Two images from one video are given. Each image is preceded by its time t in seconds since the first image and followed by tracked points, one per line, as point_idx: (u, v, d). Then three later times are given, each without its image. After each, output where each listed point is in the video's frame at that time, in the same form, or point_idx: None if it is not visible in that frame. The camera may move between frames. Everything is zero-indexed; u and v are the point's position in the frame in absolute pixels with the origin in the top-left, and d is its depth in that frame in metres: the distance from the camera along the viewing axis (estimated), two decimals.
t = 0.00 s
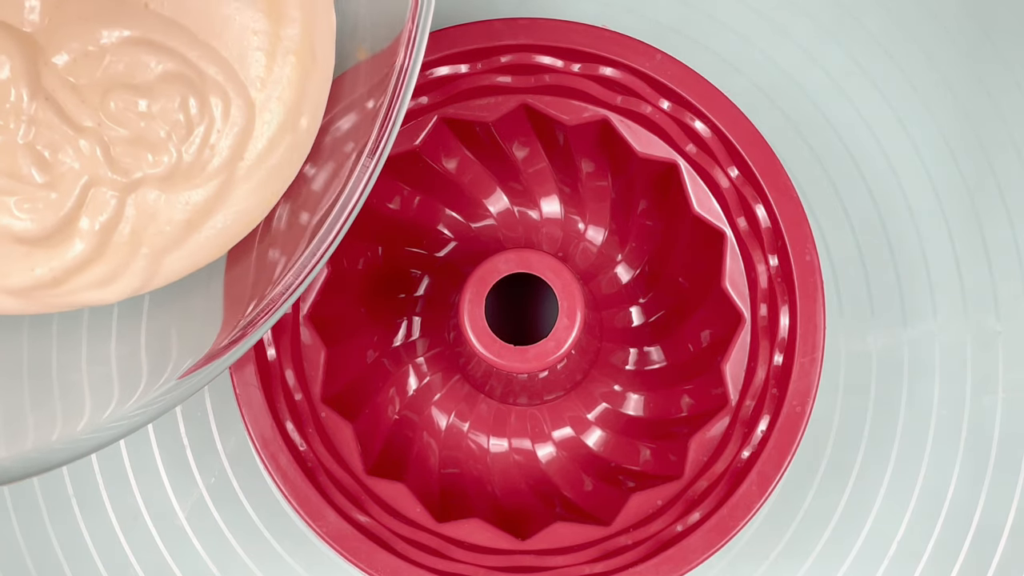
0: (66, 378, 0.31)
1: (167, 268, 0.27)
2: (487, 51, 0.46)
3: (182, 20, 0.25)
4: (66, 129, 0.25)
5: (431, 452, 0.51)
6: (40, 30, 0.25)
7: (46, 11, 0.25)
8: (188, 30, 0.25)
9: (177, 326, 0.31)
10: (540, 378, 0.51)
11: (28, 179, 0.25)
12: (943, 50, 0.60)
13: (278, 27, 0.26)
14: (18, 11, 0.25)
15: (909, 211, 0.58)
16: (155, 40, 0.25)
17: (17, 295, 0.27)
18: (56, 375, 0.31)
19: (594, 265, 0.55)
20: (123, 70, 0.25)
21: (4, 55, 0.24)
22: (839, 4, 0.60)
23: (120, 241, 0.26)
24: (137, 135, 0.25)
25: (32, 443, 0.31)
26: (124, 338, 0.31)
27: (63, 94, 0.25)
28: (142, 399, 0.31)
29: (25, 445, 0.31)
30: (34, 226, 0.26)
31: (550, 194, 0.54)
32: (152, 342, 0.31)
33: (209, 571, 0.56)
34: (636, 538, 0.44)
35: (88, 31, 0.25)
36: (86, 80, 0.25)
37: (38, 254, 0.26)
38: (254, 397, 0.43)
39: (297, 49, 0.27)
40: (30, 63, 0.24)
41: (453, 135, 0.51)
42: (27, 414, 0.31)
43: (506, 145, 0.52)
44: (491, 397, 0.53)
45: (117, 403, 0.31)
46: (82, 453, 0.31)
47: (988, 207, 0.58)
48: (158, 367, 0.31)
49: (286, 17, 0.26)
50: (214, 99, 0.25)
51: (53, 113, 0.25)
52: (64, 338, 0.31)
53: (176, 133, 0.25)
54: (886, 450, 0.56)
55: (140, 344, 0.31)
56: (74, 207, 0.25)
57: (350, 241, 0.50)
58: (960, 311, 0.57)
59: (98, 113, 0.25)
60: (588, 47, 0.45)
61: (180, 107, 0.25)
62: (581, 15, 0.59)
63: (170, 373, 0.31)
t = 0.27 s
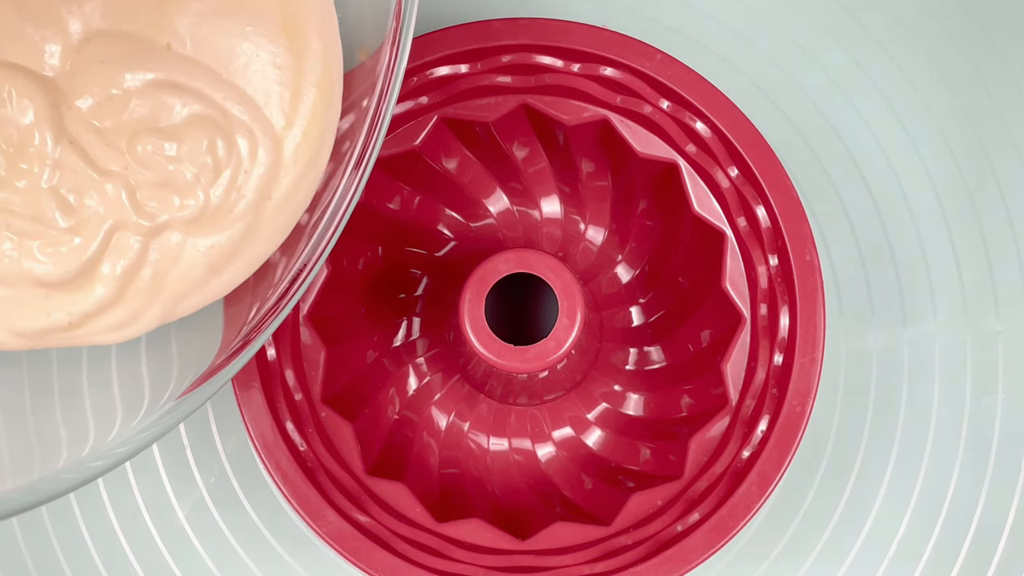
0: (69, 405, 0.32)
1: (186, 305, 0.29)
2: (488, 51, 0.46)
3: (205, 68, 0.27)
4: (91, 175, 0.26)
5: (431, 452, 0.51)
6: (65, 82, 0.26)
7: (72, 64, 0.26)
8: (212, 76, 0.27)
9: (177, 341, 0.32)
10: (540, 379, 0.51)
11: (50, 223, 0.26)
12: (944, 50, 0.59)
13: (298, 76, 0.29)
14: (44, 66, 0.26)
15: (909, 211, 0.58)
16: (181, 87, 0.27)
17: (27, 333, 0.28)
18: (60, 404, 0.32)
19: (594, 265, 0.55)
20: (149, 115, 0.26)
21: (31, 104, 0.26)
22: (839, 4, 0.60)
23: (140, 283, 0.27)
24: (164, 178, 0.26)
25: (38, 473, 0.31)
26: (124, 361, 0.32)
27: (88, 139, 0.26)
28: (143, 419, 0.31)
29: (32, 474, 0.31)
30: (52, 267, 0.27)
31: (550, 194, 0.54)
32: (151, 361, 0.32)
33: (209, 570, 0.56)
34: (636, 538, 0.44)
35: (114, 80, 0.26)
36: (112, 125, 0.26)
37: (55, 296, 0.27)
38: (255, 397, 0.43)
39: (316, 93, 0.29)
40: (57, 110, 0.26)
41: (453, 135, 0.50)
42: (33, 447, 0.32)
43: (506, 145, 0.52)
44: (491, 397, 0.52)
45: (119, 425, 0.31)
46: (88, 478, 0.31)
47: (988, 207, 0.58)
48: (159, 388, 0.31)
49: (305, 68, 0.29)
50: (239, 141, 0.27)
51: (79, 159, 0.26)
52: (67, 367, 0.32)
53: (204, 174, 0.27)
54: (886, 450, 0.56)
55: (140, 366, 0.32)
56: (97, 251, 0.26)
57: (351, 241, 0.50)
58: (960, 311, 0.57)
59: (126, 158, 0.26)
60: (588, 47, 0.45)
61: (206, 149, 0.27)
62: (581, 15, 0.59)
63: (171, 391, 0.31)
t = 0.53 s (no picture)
0: (80, 450, 0.33)
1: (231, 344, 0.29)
2: (488, 51, 0.46)
3: (253, 110, 0.28)
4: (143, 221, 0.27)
5: (431, 452, 0.51)
6: (113, 129, 0.27)
7: (120, 111, 0.27)
8: (260, 117, 0.28)
9: (179, 381, 0.34)
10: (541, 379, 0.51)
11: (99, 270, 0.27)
12: (943, 49, 0.59)
13: (343, 115, 0.30)
14: (92, 114, 0.27)
15: (909, 211, 0.58)
16: (230, 130, 0.27)
17: (71, 375, 0.28)
18: (69, 454, 0.33)
19: (593, 266, 0.55)
20: (198, 158, 0.27)
21: (81, 150, 0.26)
22: (837, 4, 0.60)
23: (186, 325, 0.28)
24: (219, 223, 0.27)
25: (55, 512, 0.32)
26: (131, 406, 0.34)
27: (138, 183, 0.27)
28: (159, 454, 0.33)
29: (47, 515, 0.32)
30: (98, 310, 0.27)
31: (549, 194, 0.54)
32: (158, 402, 0.34)
33: (209, 571, 0.55)
34: (636, 538, 0.44)
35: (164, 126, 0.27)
36: (163, 169, 0.27)
37: (101, 340, 0.28)
38: (256, 398, 0.43)
39: (360, 132, 0.30)
40: (106, 156, 0.27)
41: (453, 135, 0.51)
42: (44, 492, 0.33)
43: (506, 146, 0.52)
44: (491, 397, 0.52)
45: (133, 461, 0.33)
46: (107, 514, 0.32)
47: (988, 206, 0.58)
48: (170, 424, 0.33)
49: (349, 107, 0.30)
50: (289, 182, 0.28)
51: (130, 204, 0.27)
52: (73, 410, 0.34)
53: (256, 216, 0.28)
54: (886, 450, 0.56)
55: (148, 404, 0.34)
56: (144, 296, 0.27)
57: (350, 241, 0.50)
58: (960, 310, 0.57)
59: (178, 203, 0.27)
60: (588, 47, 0.46)
61: (258, 191, 0.28)
62: (580, 15, 0.59)
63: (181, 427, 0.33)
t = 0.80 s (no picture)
0: (91, 484, 0.36)
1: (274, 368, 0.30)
2: (488, 51, 0.46)
3: (302, 139, 0.27)
4: (198, 257, 0.26)
5: (431, 452, 0.51)
6: (161, 162, 0.26)
7: (167, 144, 0.26)
8: (309, 145, 0.27)
9: (184, 411, 0.36)
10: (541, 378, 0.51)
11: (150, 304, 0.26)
12: (943, 49, 0.59)
13: (388, 138, 0.29)
14: (141, 148, 0.26)
15: (909, 211, 0.58)
16: (283, 162, 0.27)
17: (113, 405, 0.28)
18: (81, 485, 0.36)
19: (593, 266, 0.55)
20: (251, 192, 0.27)
21: (132, 185, 0.25)
22: (837, 4, 0.60)
23: (233, 356, 0.28)
24: (274, 255, 0.27)
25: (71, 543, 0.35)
26: (139, 440, 0.37)
27: (191, 217, 0.26)
28: (169, 485, 0.35)
29: (64, 546, 0.35)
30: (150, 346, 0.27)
31: (549, 194, 0.54)
32: (167, 434, 0.37)
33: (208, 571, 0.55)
34: (636, 538, 0.44)
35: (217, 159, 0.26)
36: (216, 202, 0.26)
37: (146, 372, 0.27)
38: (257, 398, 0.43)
39: (401, 155, 0.30)
40: (157, 189, 0.26)
41: (453, 135, 0.51)
42: (59, 523, 0.36)
43: (507, 146, 0.52)
44: (491, 397, 0.52)
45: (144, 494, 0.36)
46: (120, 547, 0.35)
47: (988, 207, 0.58)
48: (177, 456, 0.36)
49: (392, 131, 0.29)
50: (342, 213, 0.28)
51: (185, 241, 0.26)
52: (81, 444, 0.36)
53: (310, 247, 0.27)
54: (886, 450, 0.56)
55: (155, 437, 0.37)
56: (194, 328, 0.27)
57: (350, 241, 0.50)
58: (960, 310, 0.57)
59: (233, 235, 0.26)
60: (588, 47, 0.46)
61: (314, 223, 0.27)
62: (580, 15, 0.59)
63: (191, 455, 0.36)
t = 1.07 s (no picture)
0: (92, 490, 0.36)
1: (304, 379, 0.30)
2: (488, 51, 0.46)
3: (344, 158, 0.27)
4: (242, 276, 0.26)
5: (431, 452, 0.51)
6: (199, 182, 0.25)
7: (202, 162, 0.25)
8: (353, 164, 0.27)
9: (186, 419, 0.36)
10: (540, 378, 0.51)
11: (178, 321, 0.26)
12: (944, 49, 0.59)
13: (420, 152, 0.29)
14: (172, 166, 0.25)
15: (909, 211, 0.58)
16: (331, 186, 0.27)
17: (142, 419, 0.27)
18: (81, 490, 0.37)
19: (593, 266, 0.55)
20: (295, 214, 0.26)
21: (168, 206, 0.25)
22: (837, 4, 0.60)
23: (263, 372, 0.27)
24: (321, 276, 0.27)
25: (71, 549, 0.35)
26: (142, 448, 0.37)
27: (228, 236, 0.26)
28: (172, 490, 0.35)
29: (65, 554, 0.35)
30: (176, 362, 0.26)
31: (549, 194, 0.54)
32: (166, 440, 0.36)
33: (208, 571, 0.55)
34: (636, 538, 0.44)
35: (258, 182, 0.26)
36: (258, 224, 0.26)
37: (169, 387, 0.27)
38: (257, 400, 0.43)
39: (427, 170, 0.30)
40: (192, 209, 0.25)
41: (453, 135, 0.51)
42: (59, 528, 0.36)
43: (507, 147, 0.52)
44: (491, 397, 0.52)
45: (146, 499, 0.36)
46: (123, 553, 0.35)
47: (988, 207, 0.58)
48: (178, 461, 0.36)
49: (423, 147, 0.30)
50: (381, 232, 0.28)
51: (225, 262, 0.26)
52: (82, 450, 0.36)
53: (358, 268, 0.27)
54: (886, 450, 0.56)
55: (156, 443, 0.37)
56: (225, 344, 0.26)
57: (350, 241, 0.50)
58: (960, 311, 0.57)
59: (278, 257, 0.26)
60: (588, 47, 0.46)
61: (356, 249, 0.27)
62: (580, 15, 0.59)
63: (191, 459, 0.36)
